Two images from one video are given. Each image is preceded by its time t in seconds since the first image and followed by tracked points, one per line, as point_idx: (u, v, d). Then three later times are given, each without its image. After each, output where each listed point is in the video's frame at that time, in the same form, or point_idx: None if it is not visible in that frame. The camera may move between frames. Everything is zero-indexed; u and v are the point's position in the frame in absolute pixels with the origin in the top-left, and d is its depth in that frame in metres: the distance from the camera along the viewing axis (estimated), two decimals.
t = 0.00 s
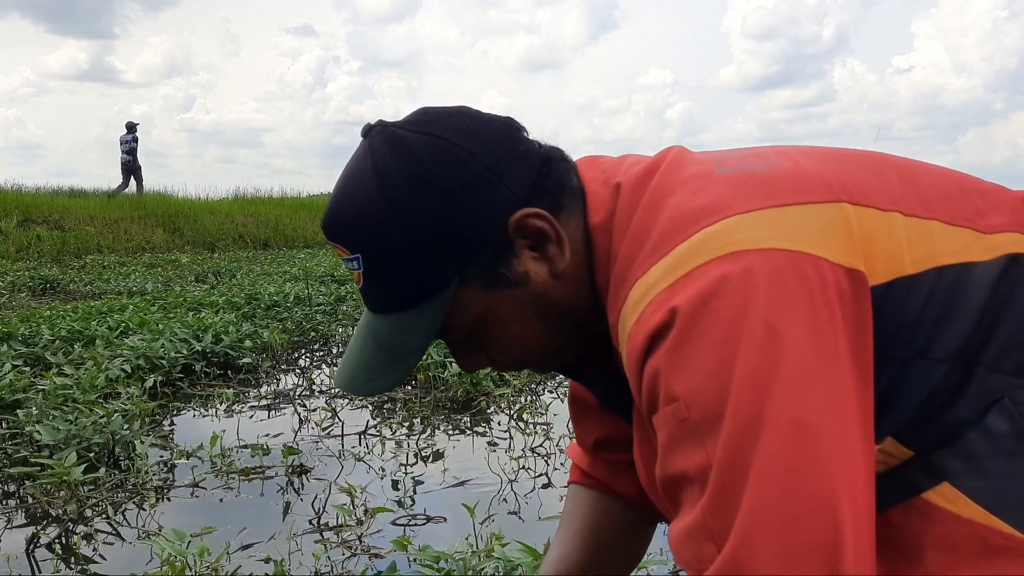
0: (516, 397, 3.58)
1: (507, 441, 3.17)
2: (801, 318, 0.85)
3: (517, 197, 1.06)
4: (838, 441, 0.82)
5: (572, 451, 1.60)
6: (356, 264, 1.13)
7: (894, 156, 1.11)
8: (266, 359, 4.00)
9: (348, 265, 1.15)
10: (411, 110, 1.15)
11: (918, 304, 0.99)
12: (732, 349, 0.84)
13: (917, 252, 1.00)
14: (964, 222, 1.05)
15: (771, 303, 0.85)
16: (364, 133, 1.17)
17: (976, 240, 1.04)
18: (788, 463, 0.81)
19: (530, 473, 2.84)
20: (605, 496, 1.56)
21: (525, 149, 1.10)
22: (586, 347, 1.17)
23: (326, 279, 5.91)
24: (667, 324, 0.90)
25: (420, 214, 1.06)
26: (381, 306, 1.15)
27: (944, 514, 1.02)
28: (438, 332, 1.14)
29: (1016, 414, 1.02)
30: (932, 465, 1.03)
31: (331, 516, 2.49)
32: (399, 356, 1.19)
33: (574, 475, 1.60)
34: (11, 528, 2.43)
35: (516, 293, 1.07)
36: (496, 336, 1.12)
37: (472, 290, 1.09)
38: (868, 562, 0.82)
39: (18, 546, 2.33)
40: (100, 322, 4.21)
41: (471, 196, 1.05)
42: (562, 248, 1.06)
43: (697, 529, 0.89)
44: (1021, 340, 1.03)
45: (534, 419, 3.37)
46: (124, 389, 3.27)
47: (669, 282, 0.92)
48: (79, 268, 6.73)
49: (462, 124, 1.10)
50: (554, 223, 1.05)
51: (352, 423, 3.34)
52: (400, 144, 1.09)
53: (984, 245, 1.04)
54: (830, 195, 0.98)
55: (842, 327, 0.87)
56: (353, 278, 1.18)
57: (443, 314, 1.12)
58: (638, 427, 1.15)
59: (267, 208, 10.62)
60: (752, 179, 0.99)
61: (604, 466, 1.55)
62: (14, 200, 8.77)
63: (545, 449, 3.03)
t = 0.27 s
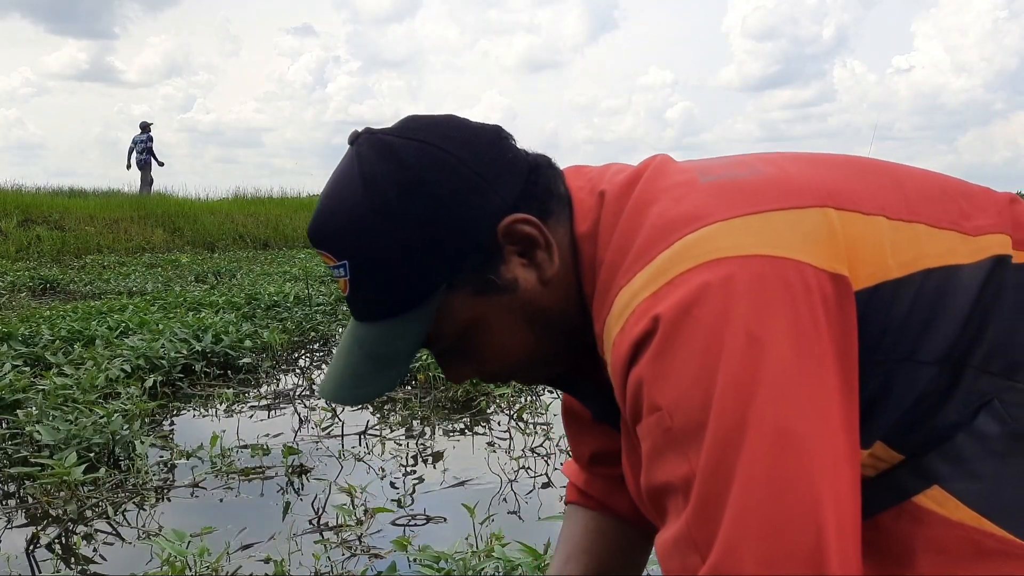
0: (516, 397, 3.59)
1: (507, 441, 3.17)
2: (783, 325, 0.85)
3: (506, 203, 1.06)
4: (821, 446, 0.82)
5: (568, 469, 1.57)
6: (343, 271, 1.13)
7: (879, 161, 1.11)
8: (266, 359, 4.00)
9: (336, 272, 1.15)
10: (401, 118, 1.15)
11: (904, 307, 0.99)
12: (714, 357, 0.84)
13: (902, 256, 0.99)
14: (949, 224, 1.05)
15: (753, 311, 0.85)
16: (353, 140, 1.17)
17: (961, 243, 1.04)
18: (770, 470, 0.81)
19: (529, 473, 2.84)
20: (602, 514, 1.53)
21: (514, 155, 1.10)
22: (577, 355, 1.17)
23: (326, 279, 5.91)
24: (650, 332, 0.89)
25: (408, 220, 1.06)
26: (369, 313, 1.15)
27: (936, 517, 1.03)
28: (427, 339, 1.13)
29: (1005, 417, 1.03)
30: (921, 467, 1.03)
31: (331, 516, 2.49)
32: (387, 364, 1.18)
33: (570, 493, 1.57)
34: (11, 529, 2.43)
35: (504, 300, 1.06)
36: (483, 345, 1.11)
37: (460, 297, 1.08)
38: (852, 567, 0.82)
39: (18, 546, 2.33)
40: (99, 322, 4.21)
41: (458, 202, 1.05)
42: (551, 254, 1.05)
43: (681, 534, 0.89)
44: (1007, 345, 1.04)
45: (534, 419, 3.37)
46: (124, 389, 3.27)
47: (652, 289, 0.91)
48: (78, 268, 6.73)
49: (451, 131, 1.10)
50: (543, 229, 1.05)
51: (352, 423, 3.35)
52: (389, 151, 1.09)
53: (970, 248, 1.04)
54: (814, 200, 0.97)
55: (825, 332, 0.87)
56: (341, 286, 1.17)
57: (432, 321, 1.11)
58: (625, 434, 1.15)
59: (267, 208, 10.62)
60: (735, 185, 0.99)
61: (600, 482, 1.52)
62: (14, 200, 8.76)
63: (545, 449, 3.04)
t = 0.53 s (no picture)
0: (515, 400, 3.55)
1: (506, 442, 3.13)
2: (776, 328, 0.79)
3: (501, 200, 1.02)
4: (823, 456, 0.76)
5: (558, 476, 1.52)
6: (327, 260, 1.07)
7: (875, 163, 1.06)
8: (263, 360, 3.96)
9: (318, 262, 1.09)
10: (396, 109, 1.12)
11: (896, 317, 0.93)
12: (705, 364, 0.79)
13: (896, 258, 0.94)
14: (942, 227, 1.00)
15: (744, 315, 0.79)
16: (346, 130, 1.13)
17: (957, 246, 0.98)
18: (768, 482, 0.75)
19: (529, 475, 2.80)
20: (595, 523, 1.48)
21: (510, 156, 1.07)
22: (564, 363, 1.11)
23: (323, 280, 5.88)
24: (638, 339, 0.84)
25: (399, 210, 1.02)
26: (349, 305, 1.08)
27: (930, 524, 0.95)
28: (407, 337, 1.07)
29: (1003, 420, 0.95)
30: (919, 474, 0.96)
31: (330, 519, 2.44)
32: (366, 358, 1.10)
33: (564, 502, 1.52)
34: (5, 531, 2.38)
35: (492, 303, 1.01)
36: (463, 350, 1.05)
37: (448, 294, 1.03)
38: None
39: (12, 549, 2.29)
40: (95, 322, 4.16)
41: (454, 194, 1.01)
42: (542, 258, 1.00)
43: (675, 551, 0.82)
44: (1006, 346, 0.97)
45: (534, 421, 3.34)
46: (120, 390, 3.24)
47: (640, 296, 0.86)
48: (77, 268, 6.69)
49: (448, 124, 1.07)
50: (536, 230, 1.00)
51: (351, 425, 3.31)
52: (384, 139, 1.05)
53: (966, 250, 0.99)
54: (805, 202, 0.92)
55: (820, 335, 0.82)
56: (321, 277, 1.11)
57: (415, 318, 1.05)
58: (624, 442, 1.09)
59: (264, 207, 10.58)
60: (726, 188, 0.93)
61: (593, 491, 1.47)
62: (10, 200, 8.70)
63: (546, 451, 3.01)
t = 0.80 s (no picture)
0: (516, 399, 3.55)
1: (507, 442, 3.14)
2: (745, 340, 0.79)
3: (504, 187, 1.03)
4: (756, 480, 0.76)
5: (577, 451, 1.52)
6: (326, 233, 1.10)
7: (884, 163, 1.07)
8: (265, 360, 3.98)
9: (319, 236, 1.12)
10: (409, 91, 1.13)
11: (884, 327, 0.94)
12: (667, 355, 0.79)
13: (891, 270, 0.95)
14: (945, 234, 0.99)
15: (718, 319, 0.79)
16: (358, 106, 1.14)
17: (958, 255, 0.98)
18: (683, 481, 0.75)
19: (530, 474, 2.82)
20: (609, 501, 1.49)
21: (518, 143, 1.07)
22: (558, 358, 1.11)
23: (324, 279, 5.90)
24: (612, 319, 0.86)
25: (402, 190, 1.03)
26: (345, 280, 1.10)
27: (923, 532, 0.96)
28: (401, 316, 1.08)
29: (1002, 430, 0.95)
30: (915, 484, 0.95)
31: (331, 518, 2.46)
32: (357, 333, 1.12)
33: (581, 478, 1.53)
34: (8, 530, 2.40)
35: (488, 289, 1.02)
36: (458, 335, 1.06)
37: (445, 276, 1.04)
38: None
39: (15, 548, 2.30)
40: (97, 322, 4.18)
41: (456, 177, 1.02)
42: (542, 248, 1.01)
43: (578, 521, 0.81)
44: (1008, 356, 0.96)
45: (534, 420, 3.35)
46: (122, 389, 3.25)
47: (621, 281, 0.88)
48: (78, 268, 6.70)
49: (460, 109, 1.08)
50: (537, 219, 1.01)
51: (352, 424, 3.33)
52: (393, 118, 1.06)
53: (966, 262, 0.98)
54: (803, 210, 0.93)
55: (791, 358, 0.81)
56: (321, 251, 1.13)
57: (406, 296, 1.06)
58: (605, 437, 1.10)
59: (265, 207, 10.61)
60: (720, 186, 0.94)
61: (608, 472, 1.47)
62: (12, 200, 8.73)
63: (546, 451, 3.02)
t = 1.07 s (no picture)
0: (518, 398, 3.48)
1: (507, 442, 3.14)
2: (727, 318, 0.84)
3: (527, 125, 1.07)
4: (707, 465, 0.81)
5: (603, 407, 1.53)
6: (352, 157, 1.15)
7: (933, 151, 1.07)
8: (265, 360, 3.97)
9: (347, 161, 1.17)
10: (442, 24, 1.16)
11: (886, 318, 0.95)
12: (659, 326, 0.84)
13: (910, 264, 0.95)
14: (974, 237, 0.99)
15: (690, 276, 0.86)
16: (392, 37, 1.18)
17: (983, 257, 0.98)
18: (627, 410, 0.82)
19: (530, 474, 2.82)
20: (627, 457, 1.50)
21: (547, 84, 1.11)
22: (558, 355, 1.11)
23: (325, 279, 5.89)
24: (609, 277, 0.92)
25: (430, 120, 1.07)
26: (369, 204, 1.15)
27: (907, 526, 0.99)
28: (419, 243, 1.14)
29: (1002, 438, 0.95)
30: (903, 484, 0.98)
31: (331, 518, 2.46)
32: (376, 256, 1.17)
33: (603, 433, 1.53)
34: (8, 530, 2.40)
35: (505, 225, 1.08)
36: (472, 267, 1.12)
37: (464, 208, 1.09)
38: (644, 525, 0.80)
39: (15, 548, 2.31)
40: (97, 322, 4.18)
41: (483, 111, 1.06)
42: (562, 187, 1.06)
43: (529, 444, 0.89)
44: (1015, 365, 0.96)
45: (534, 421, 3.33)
46: (122, 390, 3.25)
47: (611, 239, 0.96)
48: (77, 268, 6.70)
49: (492, 45, 1.11)
50: (559, 159, 1.06)
51: (352, 424, 3.33)
52: (426, 49, 1.10)
53: (986, 265, 0.97)
54: (818, 192, 0.96)
55: (766, 366, 0.85)
56: (347, 175, 1.19)
57: (426, 225, 1.12)
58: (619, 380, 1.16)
59: (266, 207, 10.59)
60: (741, 160, 0.99)
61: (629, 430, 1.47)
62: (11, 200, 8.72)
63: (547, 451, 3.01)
